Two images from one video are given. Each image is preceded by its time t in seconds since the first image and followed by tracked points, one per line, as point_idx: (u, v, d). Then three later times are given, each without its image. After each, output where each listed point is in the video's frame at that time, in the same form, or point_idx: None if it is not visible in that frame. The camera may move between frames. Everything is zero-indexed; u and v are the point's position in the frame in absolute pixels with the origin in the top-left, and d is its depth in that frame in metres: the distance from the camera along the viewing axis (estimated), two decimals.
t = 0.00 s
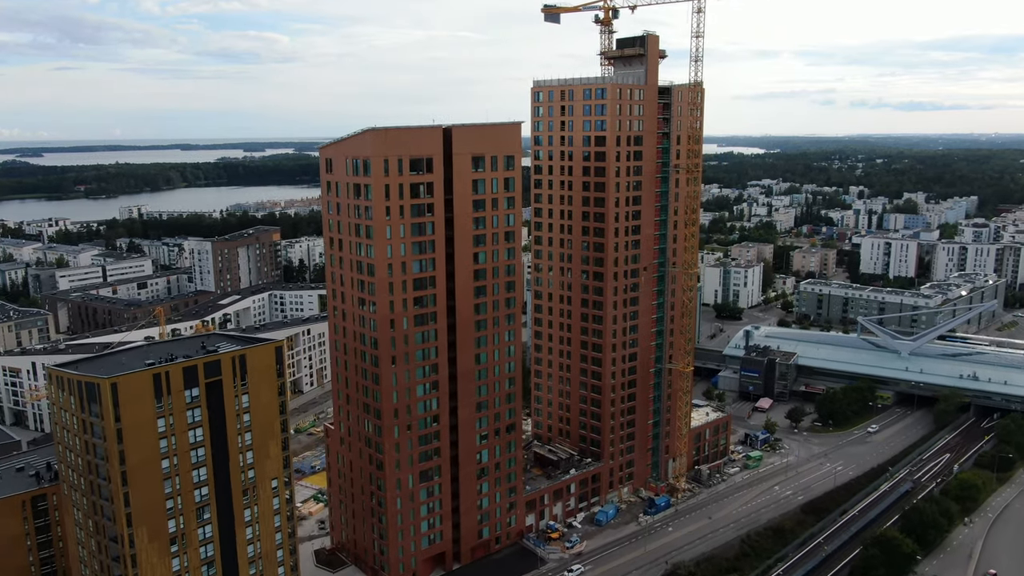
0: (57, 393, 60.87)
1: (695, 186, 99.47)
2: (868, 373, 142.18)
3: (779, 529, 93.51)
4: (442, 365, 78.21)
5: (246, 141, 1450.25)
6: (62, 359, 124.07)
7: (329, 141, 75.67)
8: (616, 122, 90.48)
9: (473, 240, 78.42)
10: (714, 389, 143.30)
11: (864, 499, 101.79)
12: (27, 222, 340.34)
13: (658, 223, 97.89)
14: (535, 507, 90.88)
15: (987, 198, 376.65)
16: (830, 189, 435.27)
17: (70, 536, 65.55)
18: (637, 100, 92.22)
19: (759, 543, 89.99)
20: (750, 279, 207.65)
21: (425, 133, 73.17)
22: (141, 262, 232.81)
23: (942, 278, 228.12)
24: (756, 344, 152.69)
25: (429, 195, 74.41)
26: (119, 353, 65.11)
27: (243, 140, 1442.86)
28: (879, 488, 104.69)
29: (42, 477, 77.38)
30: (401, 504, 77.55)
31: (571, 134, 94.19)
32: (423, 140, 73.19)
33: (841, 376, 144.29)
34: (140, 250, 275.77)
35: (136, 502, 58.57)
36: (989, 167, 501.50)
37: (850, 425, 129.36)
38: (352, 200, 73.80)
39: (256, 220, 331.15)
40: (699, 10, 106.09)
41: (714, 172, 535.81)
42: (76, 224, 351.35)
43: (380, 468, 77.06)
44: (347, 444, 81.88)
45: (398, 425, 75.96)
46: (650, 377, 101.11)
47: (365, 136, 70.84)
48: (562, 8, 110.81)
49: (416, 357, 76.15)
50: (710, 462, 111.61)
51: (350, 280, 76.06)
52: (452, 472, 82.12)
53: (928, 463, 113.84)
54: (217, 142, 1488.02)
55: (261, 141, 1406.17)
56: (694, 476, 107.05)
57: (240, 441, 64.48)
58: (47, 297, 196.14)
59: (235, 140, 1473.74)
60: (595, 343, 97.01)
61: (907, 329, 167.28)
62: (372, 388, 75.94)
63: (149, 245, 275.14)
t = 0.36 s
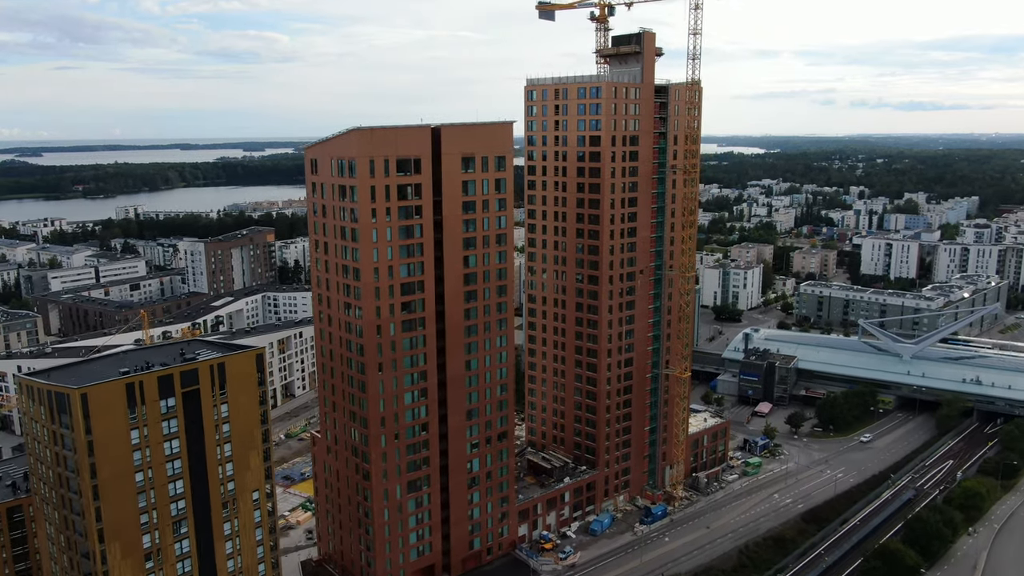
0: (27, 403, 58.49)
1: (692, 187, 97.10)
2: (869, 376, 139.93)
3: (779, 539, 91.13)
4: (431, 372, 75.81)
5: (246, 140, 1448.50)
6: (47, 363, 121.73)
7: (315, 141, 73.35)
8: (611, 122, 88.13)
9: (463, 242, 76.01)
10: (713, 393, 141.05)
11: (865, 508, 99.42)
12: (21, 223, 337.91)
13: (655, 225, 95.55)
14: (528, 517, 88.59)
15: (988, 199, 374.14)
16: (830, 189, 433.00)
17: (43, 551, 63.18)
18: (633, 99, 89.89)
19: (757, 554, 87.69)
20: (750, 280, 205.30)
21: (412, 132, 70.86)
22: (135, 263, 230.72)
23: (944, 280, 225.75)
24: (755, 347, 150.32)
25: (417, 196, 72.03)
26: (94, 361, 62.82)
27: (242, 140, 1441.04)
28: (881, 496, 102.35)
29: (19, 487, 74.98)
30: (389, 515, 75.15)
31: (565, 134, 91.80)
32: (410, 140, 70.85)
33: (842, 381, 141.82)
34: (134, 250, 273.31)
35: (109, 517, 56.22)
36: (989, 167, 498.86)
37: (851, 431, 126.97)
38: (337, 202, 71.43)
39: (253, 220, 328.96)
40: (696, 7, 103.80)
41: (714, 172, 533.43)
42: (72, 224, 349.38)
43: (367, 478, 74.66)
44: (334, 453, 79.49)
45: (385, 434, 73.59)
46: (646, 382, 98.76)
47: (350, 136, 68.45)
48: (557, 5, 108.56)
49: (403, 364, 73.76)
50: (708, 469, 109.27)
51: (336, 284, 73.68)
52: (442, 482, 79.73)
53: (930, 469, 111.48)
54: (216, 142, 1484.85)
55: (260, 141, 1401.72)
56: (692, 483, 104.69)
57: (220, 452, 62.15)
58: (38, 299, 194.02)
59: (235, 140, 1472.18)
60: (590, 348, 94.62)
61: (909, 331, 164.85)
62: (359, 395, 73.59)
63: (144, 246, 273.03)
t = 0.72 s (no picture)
0: None
1: (690, 188, 94.84)
2: (870, 380, 137.96)
3: (779, 548, 89.02)
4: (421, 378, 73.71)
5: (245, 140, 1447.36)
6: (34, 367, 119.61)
7: (300, 141, 71.27)
8: (606, 122, 86.03)
9: (454, 245, 73.90)
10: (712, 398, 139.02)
11: (867, 516, 97.33)
12: (16, 223, 336.15)
13: (652, 227, 93.44)
14: (521, 526, 86.56)
15: (989, 199, 371.81)
16: (830, 189, 430.84)
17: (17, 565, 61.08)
18: (629, 98, 87.79)
19: (756, 564, 85.66)
20: (749, 281, 203.12)
21: (400, 132, 68.79)
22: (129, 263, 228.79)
23: (945, 281, 223.64)
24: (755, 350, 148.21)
25: (406, 198, 69.95)
26: (70, 368, 60.80)
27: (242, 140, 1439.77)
28: (883, 504, 100.24)
29: None
30: (377, 526, 73.02)
31: (560, 134, 89.67)
32: (399, 140, 68.77)
33: (843, 384, 139.78)
34: (129, 251, 271.13)
35: (82, 532, 54.15)
36: (990, 168, 496.34)
37: (852, 436, 124.91)
38: (323, 203, 69.37)
39: (249, 221, 326.78)
40: (695, 4, 101.68)
41: (713, 172, 531.39)
42: (67, 225, 347.53)
43: (354, 487, 72.57)
44: (321, 461, 77.38)
45: (373, 443, 71.50)
46: (643, 387, 96.67)
47: (335, 136, 66.33)
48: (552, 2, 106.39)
49: (392, 371, 71.66)
50: (706, 475, 107.19)
51: (323, 288, 71.59)
52: (433, 491, 77.62)
53: (933, 476, 109.35)
54: (215, 142, 1482.32)
55: (260, 141, 1399.76)
56: (689, 490, 102.67)
57: (199, 463, 60.05)
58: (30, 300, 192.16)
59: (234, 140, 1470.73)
60: (585, 352, 92.51)
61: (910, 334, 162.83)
62: (346, 403, 71.50)
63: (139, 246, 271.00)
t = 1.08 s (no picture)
0: None
1: (687, 189, 92.42)
2: (871, 384, 135.61)
3: (779, 559, 86.64)
4: (409, 386, 71.34)
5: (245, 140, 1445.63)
6: (18, 372, 117.22)
7: (284, 141, 68.95)
8: (601, 121, 83.67)
9: (442, 249, 71.55)
10: (711, 402, 136.67)
11: (868, 524, 94.99)
12: (12, 223, 334.16)
13: (648, 229, 91.09)
14: (514, 537, 84.22)
15: (991, 200, 369.20)
16: (831, 189, 428.55)
17: None
18: (625, 96, 85.42)
19: (756, 575, 83.32)
20: (749, 283, 200.71)
21: (387, 131, 66.44)
22: (122, 264, 226.81)
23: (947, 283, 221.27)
24: (754, 353, 145.84)
25: (392, 200, 67.60)
26: (41, 377, 58.38)
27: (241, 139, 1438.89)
28: (885, 512, 97.84)
29: None
30: (363, 539, 70.61)
31: (554, 134, 87.30)
32: (384, 140, 66.39)
33: (844, 388, 137.41)
34: (123, 252, 268.42)
35: (49, 550, 51.75)
36: (991, 168, 493.67)
37: (854, 441, 122.50)
38: (307, 205, 67.04)
39: (246, 221, 324.68)
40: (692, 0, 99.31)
41: (713, 172, 528.88)
42: (63, 224, 345.59)
43: (340, 499, 70.21)
44: (306, 471, 75.06)
45: (359, 453, 69.14)
46: (639, 393, 94.33)
47: (318, 136, 63.96)
48: None
49: (378, 379, 69.33)
50: (704, 482, 104.85)
51: (307, 293, 69.22)
52: (421, 502, 75.26)
53: (936, 483, 106.98)
54: (214, 142, 1479.42)
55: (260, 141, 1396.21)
56: (687, 499, 100.38)
57: (175, 476, 57.69)
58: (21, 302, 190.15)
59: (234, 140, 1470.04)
60: (580, 358, 90.14)
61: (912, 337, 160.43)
62: (330, 412, 69.12)
63: (134, 247, 268.80)
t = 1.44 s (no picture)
0: None
1: (685, 190, 90.29)
2: (873, 388, 133.47)
3: (778, 569, 84.56)
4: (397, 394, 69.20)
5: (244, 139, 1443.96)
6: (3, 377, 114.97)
7: (268, 142, 66.83)
8: (596, 121, 81.54)
9: (432, 252, 69.41)
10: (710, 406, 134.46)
11: (870, 533, 92.86)
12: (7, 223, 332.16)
13: (645, 232, 88.92)
14: (506, 547, 82.09)
15: (992, 200, 366.89)
16: (831, 189, 426.46)
17: None
18: (621, 95, 83.30)
19: None
20: (749, 284, 198.58)
21: (374, 131, 64.36)
22: (116, 265, 225.02)
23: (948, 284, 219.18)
24: (754, 357, 143.67)
25: (379, 202, 65.50)
26: (13, 386, 56.21)
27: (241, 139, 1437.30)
28: (887, 521, 95.70)
29: None
30: (349, 552, 68.44)
31: (548, 133, 85.17)
32: (371, 140, 64.32)
33: (845, 392, 135.24)
34: (117, 253, 266.08)
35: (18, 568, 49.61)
36: (991, 168, 491.31)
37: (855, 447, 120.39)
38: (291, 208, 64.91)
39: (243, 221, 322.76)
40: None
41: (713, 172, 526.73)
42: (59, 224, 343.79)
43: (326, 510, 68.04)
44: (292, 481, 72.90)
45: (345, 462, 66.99)
46: (636, 399, 92.18)
47: (302, 136, 61.83)
48: None
49: (365, 386, 67.18)
50: (703, 489, 102.75)
51: (292, 299, 67.08)
52: (411, 513, 73.09)
53: (939, 490, 104.85)
54: (213, 142, 1475.88)
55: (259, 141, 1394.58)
56: (685, 507, 98.32)
57: (152, 489, 55.59)
58: (13, 304, 188.32)
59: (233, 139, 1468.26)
60: (575, 363, 88.02)
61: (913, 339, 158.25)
62: (316, 421, 66.97)
63: (129, 248, 266.63)
